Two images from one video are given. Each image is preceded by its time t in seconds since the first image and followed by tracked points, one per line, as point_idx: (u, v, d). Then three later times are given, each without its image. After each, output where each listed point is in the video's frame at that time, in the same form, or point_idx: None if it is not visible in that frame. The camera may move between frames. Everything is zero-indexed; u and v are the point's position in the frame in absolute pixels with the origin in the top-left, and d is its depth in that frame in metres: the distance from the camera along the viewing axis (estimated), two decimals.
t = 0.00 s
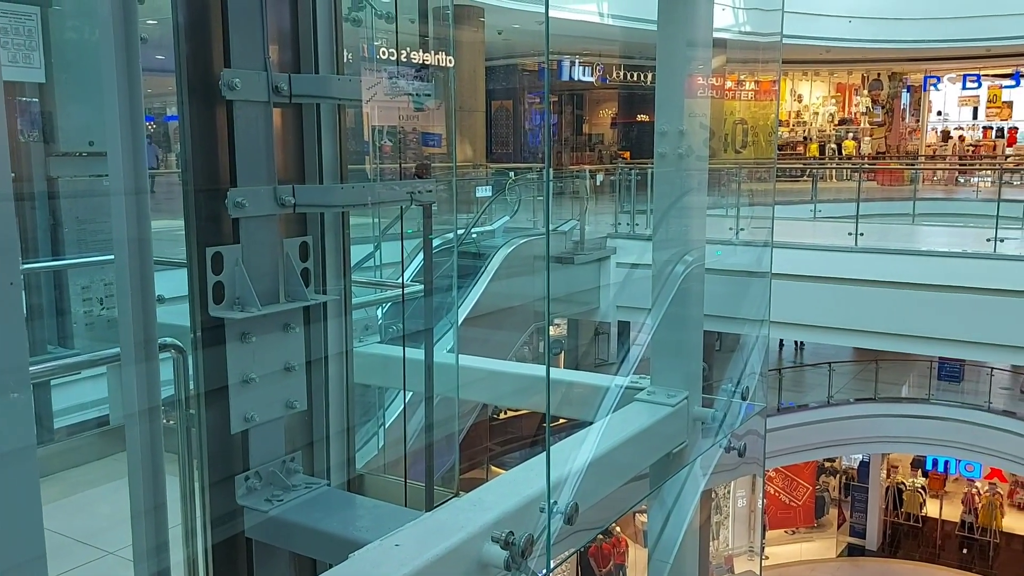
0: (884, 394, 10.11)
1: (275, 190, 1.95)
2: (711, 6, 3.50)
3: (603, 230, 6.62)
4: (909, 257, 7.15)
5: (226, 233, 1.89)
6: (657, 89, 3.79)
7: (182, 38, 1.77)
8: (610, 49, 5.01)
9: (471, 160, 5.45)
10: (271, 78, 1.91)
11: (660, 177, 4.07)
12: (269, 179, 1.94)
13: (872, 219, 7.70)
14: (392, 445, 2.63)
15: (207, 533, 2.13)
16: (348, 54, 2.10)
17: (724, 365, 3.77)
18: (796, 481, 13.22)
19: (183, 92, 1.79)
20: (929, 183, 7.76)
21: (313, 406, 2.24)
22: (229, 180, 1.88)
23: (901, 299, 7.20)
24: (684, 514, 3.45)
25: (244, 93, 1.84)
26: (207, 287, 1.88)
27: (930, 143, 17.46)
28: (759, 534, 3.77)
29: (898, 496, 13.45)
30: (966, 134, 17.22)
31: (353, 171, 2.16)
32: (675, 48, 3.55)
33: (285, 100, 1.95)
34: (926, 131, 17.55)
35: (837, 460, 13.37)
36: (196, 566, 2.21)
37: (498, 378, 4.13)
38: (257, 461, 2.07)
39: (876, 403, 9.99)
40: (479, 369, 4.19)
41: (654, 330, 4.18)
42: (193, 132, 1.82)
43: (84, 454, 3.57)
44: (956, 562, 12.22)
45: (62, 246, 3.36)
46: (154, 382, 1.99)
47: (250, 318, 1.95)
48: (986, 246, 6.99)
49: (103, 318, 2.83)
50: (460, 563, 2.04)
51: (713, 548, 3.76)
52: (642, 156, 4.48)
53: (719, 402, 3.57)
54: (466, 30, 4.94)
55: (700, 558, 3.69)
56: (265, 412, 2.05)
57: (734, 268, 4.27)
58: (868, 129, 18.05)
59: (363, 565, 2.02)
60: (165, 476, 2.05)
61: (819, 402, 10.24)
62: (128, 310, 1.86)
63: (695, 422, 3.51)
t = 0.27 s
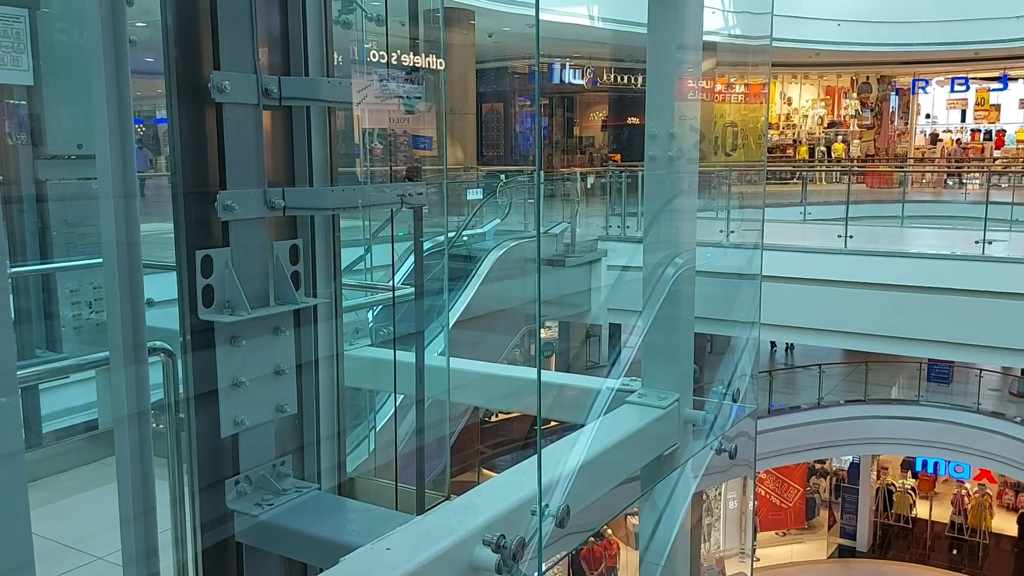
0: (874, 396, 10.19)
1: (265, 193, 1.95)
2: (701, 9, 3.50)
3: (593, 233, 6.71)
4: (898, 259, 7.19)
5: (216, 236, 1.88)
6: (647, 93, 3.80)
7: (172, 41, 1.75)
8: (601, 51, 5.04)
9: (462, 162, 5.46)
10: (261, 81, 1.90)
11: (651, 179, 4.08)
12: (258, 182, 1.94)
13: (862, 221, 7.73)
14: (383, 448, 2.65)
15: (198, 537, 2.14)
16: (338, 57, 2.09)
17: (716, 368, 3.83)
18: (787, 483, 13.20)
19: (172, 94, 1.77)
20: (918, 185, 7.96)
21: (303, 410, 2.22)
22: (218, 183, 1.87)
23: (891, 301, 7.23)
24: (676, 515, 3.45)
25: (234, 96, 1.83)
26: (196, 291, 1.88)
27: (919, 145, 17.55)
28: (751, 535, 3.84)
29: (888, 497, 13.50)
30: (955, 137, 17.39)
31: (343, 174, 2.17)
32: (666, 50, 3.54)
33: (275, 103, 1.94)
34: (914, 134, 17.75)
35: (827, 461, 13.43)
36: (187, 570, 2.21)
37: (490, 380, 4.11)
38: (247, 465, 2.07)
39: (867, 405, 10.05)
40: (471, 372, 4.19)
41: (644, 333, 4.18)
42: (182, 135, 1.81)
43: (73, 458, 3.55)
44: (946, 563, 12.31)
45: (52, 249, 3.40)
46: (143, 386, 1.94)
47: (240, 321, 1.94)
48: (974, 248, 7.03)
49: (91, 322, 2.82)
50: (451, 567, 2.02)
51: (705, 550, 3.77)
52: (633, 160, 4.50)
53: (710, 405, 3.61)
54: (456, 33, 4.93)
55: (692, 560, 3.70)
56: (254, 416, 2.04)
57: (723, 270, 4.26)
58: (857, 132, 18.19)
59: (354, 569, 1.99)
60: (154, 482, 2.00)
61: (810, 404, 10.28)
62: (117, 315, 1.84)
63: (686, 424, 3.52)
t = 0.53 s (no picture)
0: (864, 398, 10.23)
1: (255, 195, 1.94)
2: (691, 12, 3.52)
3: (585, 235, 6.58)
4: (888, 261, 7.21)
5: (205, 239, 1.88)
6: (637, 98, 3.77)
7: (161, 44, 1.75)
8: (592, 54, 5.03)
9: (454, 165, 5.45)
10: (251, 83, 1.89)
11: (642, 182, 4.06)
12: (248, 184, 1.93)
13: (852, 224, 7.74)
14: (373, 451, 2.62)
15: (188, 541, 2.11)
16: (329, 59, 2.08)
17: (708, 371, 3.84)
18: (779, 486, 12.96)
19: (162, 97, 1.77)
20: (907, 188, 8.07)
21: (294, 413, 2.21)
22: (208, 185, 1.86)
23: (881, 303, 7.26)
24: (668, 517, 3.45)
25: (224, 98, 1.82)
26: (186, 293, 1.87)
27: (909, 148, 17.74)
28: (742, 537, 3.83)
29: (879, 499, 13.52)
30: (943, 140, 17.56)
31: (334, 177, 2.16)
32: (657, 53, 3.54)
33: (264, 105, 1.93)
34: (904, 137, 17.93)
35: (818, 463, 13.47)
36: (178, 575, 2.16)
37: (482, 384, 4.12)
38: (237, 469, 2.05)
39: (857, 407, 10.09)
40: (463, 375, 4.18)
41: (636, 335, 4.19)
42: (172, 137, 1.80)
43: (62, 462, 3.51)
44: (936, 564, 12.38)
45: (39, 252, 3.36)
46: (131, 390, 1.92)
47: (230, 325, 1.94)
48: (963, 251, 7.05)
49: (81, 326, 2.81)
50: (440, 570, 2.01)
51: (696, 552, 3.78)
52: (624, 162, 4.50)
53: (701, 407, 3.62)
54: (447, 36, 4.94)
55: (684, 561, 3.70)
56: (245, 419, 2.03)
57: (714, 273, 4.29)
58: (847, 135, 18.43)
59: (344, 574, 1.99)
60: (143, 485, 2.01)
61: (801, 406, 10.31)
62: (106, 317, 1.82)
63: (678, 427, 3.52)
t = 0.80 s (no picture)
0: (854, 400, 10.27)
1: (245, 198, 1.91)
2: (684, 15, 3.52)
3: (577, 238, 6.63)
4: (879, 264, 7.24)
5: (195, 241, 1.85)
6: (627, 99, 3.78)
7: (151, 46, 1.74)
8: (583, 57, 5.01)
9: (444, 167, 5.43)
10: (241, 86, 1.87)
11: (634, 186, 4.03)
12: (238, 187, 1.90)
13: (842, 227, 7.76)
14: (365, 454, 2.61)
15: (177, 545, 2.08)
16: (320, 62, 2.07)
17: (698, 374, 3.87)
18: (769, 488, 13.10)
19: (151, 100, 1.76)
20: (897, 190, 8.04)
21: (284, 417, 2.19)
22: (198, 189, 1.84)
23: (871, 305, 7.29)
24: (659, 520, 3.47)
25: (213, 100, 1.80)
26: (175, 297, 1.85)
27: (899, 151, 17.85)
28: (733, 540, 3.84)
29: (869, 500, 13.59)
30: (933, 142, 17.61)
31: (324, 180, 2.15)
32: (647, 56, 3.55)
33: (254, 108, 1.91)
34: (893, 140, 17.99)
35: (809, 465, 13.52)
36: None
37: (474, 386, 4.11)
38: (226, 473, 2.03)
39: (847, 408, 10.10)
40: (455, 378, 4.17)
41: (627, 338, 4.19)
42: (161, 138, 1.79)
43: (51, 467, 3.49)
44: (927, 566, 12.49)
45: (29, 255, 3.32)
46: (121, 394, 1.93)
47: (220, 328, 1.91)
48: (953, 253, 7.11)
49: (70, 329, 2.79)
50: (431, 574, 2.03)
51: (688, 554, 3.79)
52: (616, 165, 4.51)
53: (692, 409, 3.64)
54: (439, 39, 4.97)
55: (676, 563, 3.70)
56: (235, 424, 2.01)
57: (705, 275, 4.34)
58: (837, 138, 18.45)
59: None
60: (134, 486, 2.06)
61: (792, 408, 10.34)
62: (94, 322, 1.86)
63: (669, 430, 3.51)
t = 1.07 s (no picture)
0: (843, 402, 10.30)
1: (233, 201, 1.90)
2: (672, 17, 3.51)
3: (566, 241, 6.66)
4: (867, 266, 7.27)
5: (183, 244, 1.84)
6: (616, 100, 3.79)
7: (138, 48, 1.74)
8: (572, 59, 5.03)
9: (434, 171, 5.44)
10: (229, 88, 1.86)
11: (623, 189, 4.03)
12: (226, 190, 1.89)
13: (831, 229, 7.76)
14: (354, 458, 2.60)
15: (165, 549, 2.08)
16: (309, 64, 2.07)
17: (688, 377, 3.82)
18: (758, 489, 13.30)
19: (139, 102, 1.75)
20: (885, 194, 8.00)
21: (272, 420, 2.17)
22: (186, 190, 1.83)
23: (859, 307, 7.32)
24: (648, 522, 3.48)
25: (201, 103, 1.80)
26: (163, 300, 1.83)
27: (886, 154, 17.99)
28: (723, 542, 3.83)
29: (858, 502, 13.60)
30: (920, 145, 17.72)
31: (311, 182, 2.12)
32: (636, 58, 3.56)
33: (243, 110, 1.90)
34: (881, 143, 18.04)
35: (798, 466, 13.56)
36: None
37: (463, 390, 4.12)
38: (214, 476, 2.02)
39: (837, 410, 10.08)
40: (444, 381, 4.18)
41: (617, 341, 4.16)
42: (149, 140, 1.77)
43: (38, 472, 3.46)
44: (915, 567, 12.59)
45: (16, 258, 3.31)
46: (108, 397, 1.90)
47: (208, 331, 1.90)
48: (940, 256, 7.14)
49: (56, 333, 2.77)
50: None
51: (677, 555, 3.82)
52: (605, 168, 4.51)
53: (682, 411, 3.64)
54: (428, 41, 4.97)
55: (665, 563, 3.74)
56: (223, 427, 1.99)
57: (695, 278, 4.34)
58: (824, 141, 18.47)
59: None
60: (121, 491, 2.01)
61: (781, 410, 10.35)
62: (81, 324, 1.83)
63: (658, 432, 3.50)
